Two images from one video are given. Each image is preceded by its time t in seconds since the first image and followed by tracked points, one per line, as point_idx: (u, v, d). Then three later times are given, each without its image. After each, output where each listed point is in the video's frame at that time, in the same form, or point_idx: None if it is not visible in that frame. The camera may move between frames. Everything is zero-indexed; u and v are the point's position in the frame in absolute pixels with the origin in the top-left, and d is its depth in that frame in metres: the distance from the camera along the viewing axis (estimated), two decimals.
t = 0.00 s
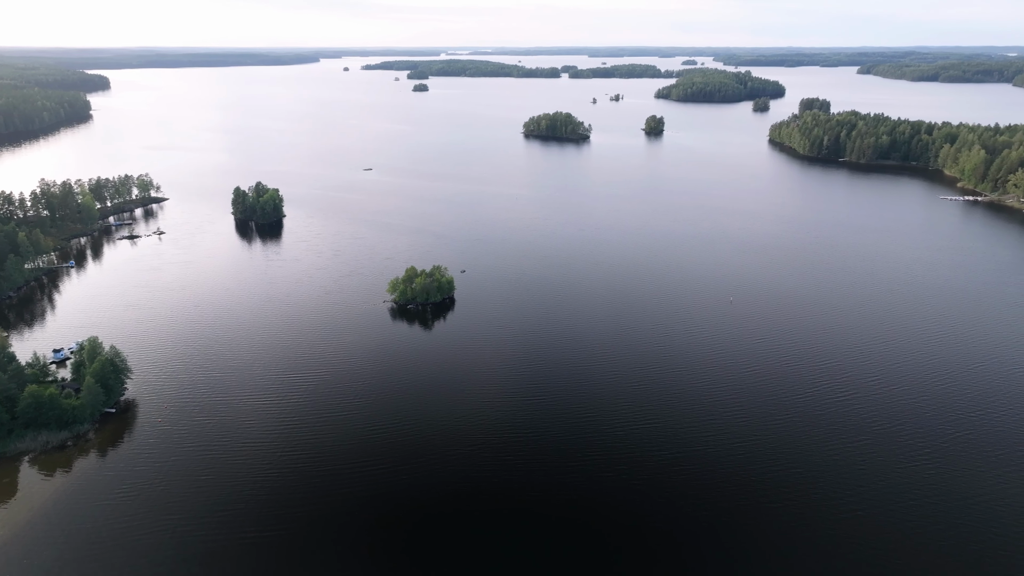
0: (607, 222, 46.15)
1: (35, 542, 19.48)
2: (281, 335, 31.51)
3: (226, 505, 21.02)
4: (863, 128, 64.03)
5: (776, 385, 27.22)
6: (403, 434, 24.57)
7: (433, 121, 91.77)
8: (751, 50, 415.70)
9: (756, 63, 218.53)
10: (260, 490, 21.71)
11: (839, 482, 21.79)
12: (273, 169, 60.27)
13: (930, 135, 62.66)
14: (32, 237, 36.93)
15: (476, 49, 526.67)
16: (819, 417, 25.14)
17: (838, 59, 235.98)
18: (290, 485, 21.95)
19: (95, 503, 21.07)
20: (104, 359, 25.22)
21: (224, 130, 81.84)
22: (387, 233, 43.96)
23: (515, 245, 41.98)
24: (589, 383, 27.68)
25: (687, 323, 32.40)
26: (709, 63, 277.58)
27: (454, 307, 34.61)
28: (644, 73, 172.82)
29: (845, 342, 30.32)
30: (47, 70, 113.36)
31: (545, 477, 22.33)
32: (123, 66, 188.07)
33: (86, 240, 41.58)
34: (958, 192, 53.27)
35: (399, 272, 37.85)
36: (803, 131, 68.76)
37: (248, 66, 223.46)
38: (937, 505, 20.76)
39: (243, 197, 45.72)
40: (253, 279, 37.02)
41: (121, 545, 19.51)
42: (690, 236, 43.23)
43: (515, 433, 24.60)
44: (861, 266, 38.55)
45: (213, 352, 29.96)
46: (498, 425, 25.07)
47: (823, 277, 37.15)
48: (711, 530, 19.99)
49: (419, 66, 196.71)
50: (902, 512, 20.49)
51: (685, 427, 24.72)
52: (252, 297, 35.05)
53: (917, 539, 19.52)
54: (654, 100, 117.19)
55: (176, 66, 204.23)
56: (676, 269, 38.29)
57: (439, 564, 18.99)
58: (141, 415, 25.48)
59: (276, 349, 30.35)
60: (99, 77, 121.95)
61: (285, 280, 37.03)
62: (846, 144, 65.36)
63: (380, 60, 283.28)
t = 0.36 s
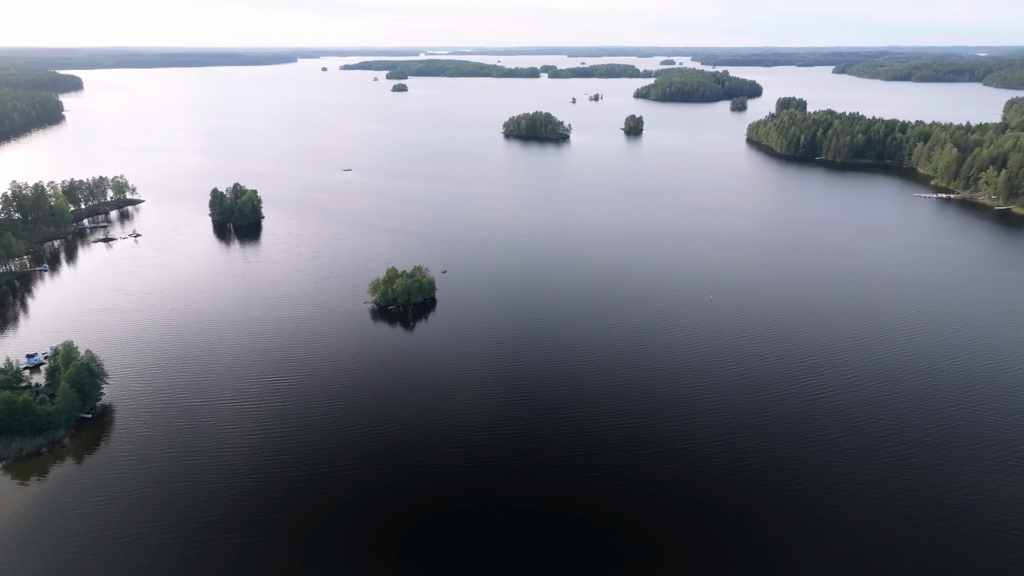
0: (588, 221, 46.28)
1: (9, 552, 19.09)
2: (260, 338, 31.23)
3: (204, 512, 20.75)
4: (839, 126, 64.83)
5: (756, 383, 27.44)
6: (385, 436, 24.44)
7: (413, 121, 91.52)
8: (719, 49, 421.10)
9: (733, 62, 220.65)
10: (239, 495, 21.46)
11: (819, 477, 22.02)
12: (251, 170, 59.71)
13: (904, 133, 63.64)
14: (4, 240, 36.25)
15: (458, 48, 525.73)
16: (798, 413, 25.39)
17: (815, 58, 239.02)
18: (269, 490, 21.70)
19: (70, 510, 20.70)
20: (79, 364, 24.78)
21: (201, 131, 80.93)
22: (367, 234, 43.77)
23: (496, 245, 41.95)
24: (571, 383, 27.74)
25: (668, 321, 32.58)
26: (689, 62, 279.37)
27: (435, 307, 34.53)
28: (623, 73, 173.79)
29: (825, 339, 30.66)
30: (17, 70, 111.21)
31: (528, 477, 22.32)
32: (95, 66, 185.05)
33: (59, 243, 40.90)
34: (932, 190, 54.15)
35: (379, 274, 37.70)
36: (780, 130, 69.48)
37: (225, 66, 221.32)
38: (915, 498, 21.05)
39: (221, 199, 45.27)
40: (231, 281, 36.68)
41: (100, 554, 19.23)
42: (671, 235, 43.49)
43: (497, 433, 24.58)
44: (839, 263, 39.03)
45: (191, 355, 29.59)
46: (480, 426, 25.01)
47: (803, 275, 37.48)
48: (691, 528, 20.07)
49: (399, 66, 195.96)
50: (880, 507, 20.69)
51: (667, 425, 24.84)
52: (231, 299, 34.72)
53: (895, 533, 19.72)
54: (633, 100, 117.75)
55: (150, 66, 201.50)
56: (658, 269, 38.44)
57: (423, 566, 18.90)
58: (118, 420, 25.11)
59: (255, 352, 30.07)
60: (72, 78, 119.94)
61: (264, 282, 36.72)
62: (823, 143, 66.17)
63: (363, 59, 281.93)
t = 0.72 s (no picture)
0: (572, 220, 46.38)
1: None
2: (242, 340, 30.99)
3: (186, 517, 20.53)
4: (819, 126, 65.52)
5: (740, 381, 27.60)
6: (370, 438, 24.31)
7: (395, 121, 91.26)
8: (702, 49, 423.90)
9: (715, 62, 221.94)
10: (222, 500, 21.25)
11: (803, 474, 22.19)
12: (231, 171, 59.23)
13: (882, 132, 64.47)
14: None
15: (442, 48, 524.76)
16: (782, 410, 25.57)
17: (795, 58, 241.23)
18: (253, 494, 21.50)
19: (49, 518, 20.39)
20: (57, 368, 24.35)
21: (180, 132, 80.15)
22: (350, 234, 43.61)
23: (479, 245, 41.93)
24: (555, 382, 27.76)
25: (653, 320, 32.70)
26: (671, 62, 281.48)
27: (418, 308, 34.47)
28: (605, 73, 174.56)
29: (808, 336, 30.92)
30: None
31: (514, 477, 22.30)
32: (71, 66, 182.76)
33: (35, 246, 40.33)
34: (910, 188, 54.90)
35: (362, 275, 37.57)
36: (761, 129, 70.10)
37: (206, 66, 218.94)
38: (897, 493, 21.29)
39: (201, 200, 44.87)
40: (212, 283, 36.37)
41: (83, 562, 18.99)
42: (655, 234, 43.67)
43: (482, 433, 24.53)
44: (821, 260, 39.42)
45: (171, 359, 29.29)
46: (465, 426, 24.95)
47: (786, 273, 37.77)
48: (677, 527, 20.16)
49: (381, 66, 195.10)
50: (864, 503, 20.88)
51: (652, 424, 24.91)
52: (212, 301, 34.42)
53: (878, 528, 19.92)
54: (615, 100, 118.19)
55: (127, 66, 199.47)
56: (643, 268, 38.56)
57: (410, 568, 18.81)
58: (98, 425, 24.78)
59: (238, 354, 29.84)
60: (48, 78, 118.26)
61: (245, 284, 36.45)
62: (803, 142, 66.87)
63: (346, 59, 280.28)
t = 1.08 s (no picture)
0: (560, 220, 46.47)
1: None
2: (228, 341, 30.81)
3: (173, 522, 20.35)
4: (803, 125, 66.07)
5: (727, 379, 27.74)
6: (357, 439, 24.20)
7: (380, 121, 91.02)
8: (688, 48, 426.25)
9: (701, 62, 223.11)
10: (210, 504, 21.10)
11: (790, 471, 22.31)
12: (215, 172, 58.85)
13: (866, 131, 65.10)
14: None
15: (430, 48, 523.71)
16: (769, 409, 25.69)
17: (780, 58, 243.11)
18: (241, 497, 21.35)
19: (32, 524, 20.14)
20: (40, 372, 24.01)
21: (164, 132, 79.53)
22: (336, 235, 43.47)
23: (466, 245, 41.90)
24: (543, 381, 27.78)
25: (641, 319, 32.78)
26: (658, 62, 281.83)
27: (406, 308, 34.40)
28: (592, 73, 175.02)
29: (794, 334, 31.12)
30: None
31: (503, 478, 22.30)
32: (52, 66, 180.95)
33: (17, 248, 39.85)
34: (893, 186, 55.48)
35: (349, 275, 37.43)
36: (746, 128, 70.56)
37: (190, 67, 217.08)
38: (882, 490, 21.46)
39: (186, 201, 44.56)
40: (197, 285, 36.13)
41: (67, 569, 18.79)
42: (642, 234, 43.82)
43: (470, 434, 24.50)
44: (807, 259, 39.67)
45: (157, 361, 29.04)
46: (453, 427, 24.89)
47: (773, 272, 38.01)
48: (666, 526, 20.23)
49: (367, 66, 194.24)
50: (851, 500, 21.04)
51: (640, 423, 24.97)
52: (197, 303, 34.17)
53: (865, 524, 20.07)
54: (602, 99, 118.41)
55: (108, 66, 197.45)
56: (631, 268, 38.65)
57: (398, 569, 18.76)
58: (82, 428, 24.54)
59: (223, 356, 29.65)
60: (29, 79, 117.05)
61: (231, 285, 36.24)
62: (787, 141, 67.38)
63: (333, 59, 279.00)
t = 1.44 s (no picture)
0: (551, 220, 46.51)
1: None
2: (217, 343, 30.63)
3: (161, 526, 20.20)
4: (791, 124, 66.44)
5: (718, 378, 27.81)
6: (348, 441, 24.09)
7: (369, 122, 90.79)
8: (678, 49, 427.38)
9: (690, 62, 223.62)
10: (199, 507, 20.95)
11: (780, 470, 22.41)
12: (203, 172, 58.51)
13: (853, 130, 65.53)
14: None
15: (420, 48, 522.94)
16: (760, 407, 25.78)
17: (768, 58, 244.37)
18: (229, 501, 21.21)
19: (17, 529, 19.93)
20: (26, 376, 23.76)
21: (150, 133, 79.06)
22: (326, 236, 43.32)
23: (456, 245, 41.88)
24: (535, 381, 27.78)
25: (632, 319, 32.83)
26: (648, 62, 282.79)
27: (396, 309, 34.30)
28: (581, 73, 175.34)
29: (784, 334, 31.26)
30: None
31: (495, 479, 22.28)
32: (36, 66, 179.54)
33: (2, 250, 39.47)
34: (880, 185, 55.86)
35: (338, 276, 37.31)
36: (734, 128, 70.88)
37: (178, 67, 215.76)
38: (872, 487, 21.59)
39: (173, 202, 44.28)
40: (186, 287, 35.91)
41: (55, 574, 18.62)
42: (633, 234, 43.92)
43: (462, 435, 24.47)
44: (797, 259, 39.88)
45: (145, 363, 28.83)
46: (445, 428, 24.84)
47: (763, 271, 38.18)
48: (657, 526, 20.24)
49: (356, 66, 193.65)
50: (841, 499, 21.10)
51: (631, 423, 24.99)
52: (185, 305, 33.96)
53: (855, 522, 20.16)
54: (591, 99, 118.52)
55: (94, 66, 195.94)
56: (622, 268, 38.71)
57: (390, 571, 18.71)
58: (69, 432, 24.32)
59: (212, 358, 29.46)
60: (13, 79, 116.15)
61: (220, 286, 36.04)
62: (776, 141, 67.73)
63: (317, 61, 278.98)
